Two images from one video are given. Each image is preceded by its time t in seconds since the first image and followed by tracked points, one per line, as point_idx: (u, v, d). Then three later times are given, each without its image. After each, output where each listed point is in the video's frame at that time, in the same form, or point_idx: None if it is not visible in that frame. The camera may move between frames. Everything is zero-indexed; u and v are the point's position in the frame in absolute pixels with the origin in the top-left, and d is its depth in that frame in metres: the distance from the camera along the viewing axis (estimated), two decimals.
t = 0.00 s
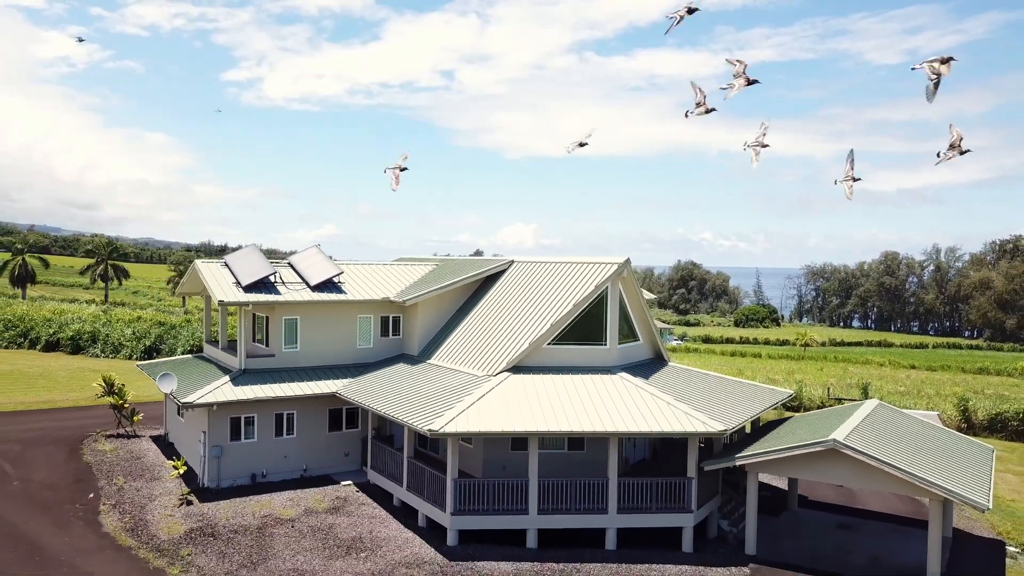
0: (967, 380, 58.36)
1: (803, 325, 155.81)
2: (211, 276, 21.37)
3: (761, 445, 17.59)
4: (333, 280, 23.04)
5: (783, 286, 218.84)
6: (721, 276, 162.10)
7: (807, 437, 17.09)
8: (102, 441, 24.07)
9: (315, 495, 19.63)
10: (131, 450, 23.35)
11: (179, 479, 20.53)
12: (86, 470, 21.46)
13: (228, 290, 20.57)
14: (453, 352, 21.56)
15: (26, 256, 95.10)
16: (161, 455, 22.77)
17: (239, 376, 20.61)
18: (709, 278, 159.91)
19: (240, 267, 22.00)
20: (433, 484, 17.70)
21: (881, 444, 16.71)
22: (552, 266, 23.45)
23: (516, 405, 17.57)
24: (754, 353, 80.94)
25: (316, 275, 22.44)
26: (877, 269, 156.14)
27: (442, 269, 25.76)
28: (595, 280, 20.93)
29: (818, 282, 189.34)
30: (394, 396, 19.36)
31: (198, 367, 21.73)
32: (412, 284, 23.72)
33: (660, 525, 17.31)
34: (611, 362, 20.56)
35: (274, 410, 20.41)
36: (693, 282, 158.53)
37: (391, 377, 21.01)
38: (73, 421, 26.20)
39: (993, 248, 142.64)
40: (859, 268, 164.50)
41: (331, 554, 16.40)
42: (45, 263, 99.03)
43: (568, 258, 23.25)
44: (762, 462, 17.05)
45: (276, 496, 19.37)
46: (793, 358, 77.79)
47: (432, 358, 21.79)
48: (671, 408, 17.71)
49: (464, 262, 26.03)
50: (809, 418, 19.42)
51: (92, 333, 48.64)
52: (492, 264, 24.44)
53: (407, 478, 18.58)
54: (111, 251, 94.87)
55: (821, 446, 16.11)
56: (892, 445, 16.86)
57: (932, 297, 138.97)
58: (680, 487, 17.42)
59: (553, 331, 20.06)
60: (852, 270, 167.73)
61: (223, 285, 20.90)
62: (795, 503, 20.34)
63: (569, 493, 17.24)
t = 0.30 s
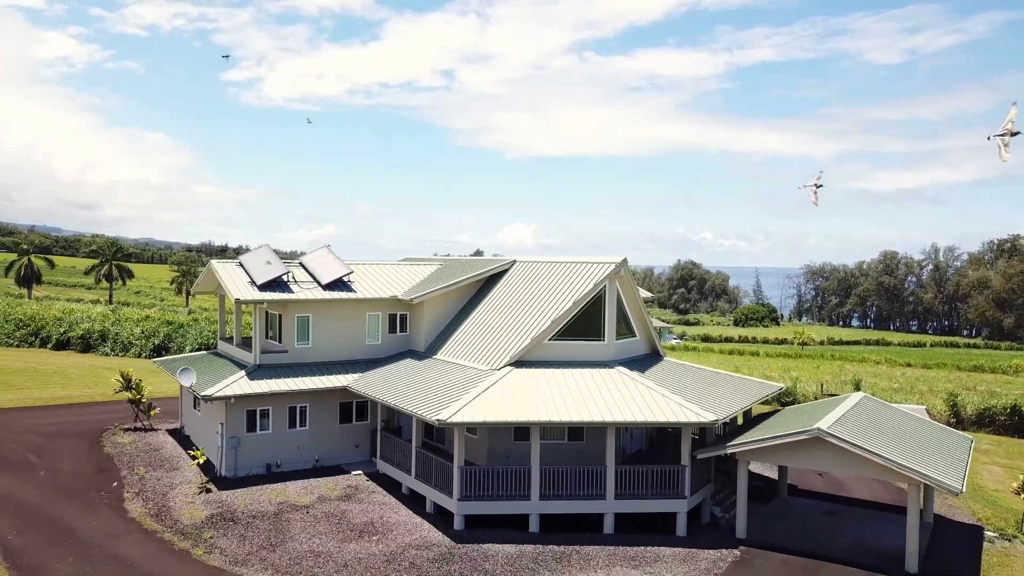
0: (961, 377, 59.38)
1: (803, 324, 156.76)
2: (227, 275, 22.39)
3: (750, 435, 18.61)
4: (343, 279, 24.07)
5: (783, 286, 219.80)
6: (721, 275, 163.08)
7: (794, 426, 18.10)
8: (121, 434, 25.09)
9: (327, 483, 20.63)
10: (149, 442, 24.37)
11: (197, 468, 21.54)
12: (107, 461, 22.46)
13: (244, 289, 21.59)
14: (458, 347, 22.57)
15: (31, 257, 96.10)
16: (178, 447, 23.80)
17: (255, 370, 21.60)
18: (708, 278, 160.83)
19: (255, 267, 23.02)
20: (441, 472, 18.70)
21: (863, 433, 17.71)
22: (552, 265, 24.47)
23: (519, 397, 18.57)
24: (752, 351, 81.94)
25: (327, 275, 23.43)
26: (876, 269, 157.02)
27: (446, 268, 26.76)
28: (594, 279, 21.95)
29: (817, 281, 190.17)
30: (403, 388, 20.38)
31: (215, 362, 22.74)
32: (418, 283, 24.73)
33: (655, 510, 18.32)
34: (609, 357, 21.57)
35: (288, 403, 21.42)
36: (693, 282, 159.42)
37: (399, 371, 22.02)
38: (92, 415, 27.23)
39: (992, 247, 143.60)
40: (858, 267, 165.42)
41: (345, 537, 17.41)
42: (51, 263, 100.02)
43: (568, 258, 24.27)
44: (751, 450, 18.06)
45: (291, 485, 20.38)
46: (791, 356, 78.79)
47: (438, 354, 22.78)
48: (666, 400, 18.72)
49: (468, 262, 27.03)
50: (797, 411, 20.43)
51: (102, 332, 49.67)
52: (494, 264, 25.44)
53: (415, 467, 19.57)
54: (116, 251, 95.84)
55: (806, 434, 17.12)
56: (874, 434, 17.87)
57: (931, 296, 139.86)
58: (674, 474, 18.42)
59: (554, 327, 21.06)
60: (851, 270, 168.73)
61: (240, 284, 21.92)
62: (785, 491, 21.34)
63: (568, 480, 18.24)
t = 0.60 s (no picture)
0: (955, 374, 60.52)
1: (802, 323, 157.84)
2: (242, 274, 23.43)
3: (740, 425, 19.65)
4: (352, 278, 25.11)
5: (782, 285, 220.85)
6: (720, 274, 164.12)
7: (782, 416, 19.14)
8: (139, 426, 26.15)
9: (338, 472, 21.66)
10: (166, 434, 25.43)
11: (215, 458, 22.60)
12: (128, 451, 23.51)
13: (259, 287, 22.62)
14: (463, 343, 23.60)
15: (37, 257, 97.11)
16: (195, 439, 24.85)
17: (269, 365, 22.64)
18: (708, 277, 161.80)
19: (268, 267, 24.05)
20: (447, 460, 19.73)
21: (847, 422, 18.76)
22: (552, 264, 25.51)
23: (522, 389, 19.60)
24: (751, 349, 83.01)
25: (337, 274, 24.46)
26: (875, 268, 158.05)
27: (450, 267, 27.76)
28: (592, 277, 22.98)
29: (816, 280, 191.19)
30: (411, 382, 21.42)
31: (230, 358, 23.77)
32: (424, 282, 25.77)
33: (650, 496, 19.35)
34: (607, 352, 22.61)
35: (301, 396, 22.46)
36: (693, 281, 160.38)
37: (406, 365, 23.05)
38: (110, 409, 28.28)
39: (990, 246, 144.69)
40: (857, 266, 166.46)
41: (358, 521, 18.47)
42: (56, 263, 101.06)
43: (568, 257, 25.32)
44: (741, 439, 19.11)
45: (304, 473, 21.41)
46: (789, 354, 79.88)
47: (444, 349, 23.80)
48: (661, 392, 19.75)
49: (472, 261, 28.07)
50: (786, 402, 21.48)
51: (112, 330, 50.74)
52: (497, 263, 26.47)
53: (423, 456, 20.60)
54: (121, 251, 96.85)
55: (793, 423, 18.15)
56: (857, 423, 18.91)
57: (929, 295, 140.90)
58: (668, 462, 19.46)
59: (554, 323, 22.09)
60: (850, 269, 169.78)
61: (254, 283, 22.95)
62: (775, 479, 22.36)
63: (568, 468, 19.28)
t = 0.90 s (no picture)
0: (950, 371, 61.55)
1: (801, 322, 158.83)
2: (256, 273, 24.48)
3: (731, 416, 20.76)
4: (361, 277, 26.17)
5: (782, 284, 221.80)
6: (720, 274, 165.09)
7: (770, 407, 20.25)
8: (156, 420, 27.23)
9: (349, 462, 22.72)
10: (182, 428, 26.51)
11: (230, 449, 23.68)
12: (147, 443, 24.60)
13: (273, 286, 23.68)
14: (467, 338, 24.69)
15: (43, 257, 98.12)
16: (210, 431, 25.94)
17: (283, 360, 23.70)
18: (708, 276, 162.75)
19: (281, 266, 25.11)
20: (453, 450, 20.79)
21: (831, 413, 19.87)
22: (552, 264, 26.58)
23: (524, 382, 20.66)
24: (749, 348, 84.04)
25: (347, 273, 25.53)
26: (874, 267, 159.00)
27: (454, 267, 28.82)
28: (591, 276, 24.05)
29: (816, 279, 192.16)
30: (418, 375, 22.50)
31: (244, 353, 24.83)
32: (430, 281, 26.84)
33: (646, 483, 20.42)
34: (605, 347, 23.68)
35: (313, 390, 23.52)
36: (693, 281, 161.24)
37: (414, 360, 24.14)
38: (126, 404, 29.35)
39: (988, 245, 145.67)
40: (855, 265, 167.46)
41: (369, 506, 19.56)
42: (62, 264, 102.05)
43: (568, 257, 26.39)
44: (732, 429, 20.22)
45: (316, 463, 22.47)
46: (787, 353, 80.88)
47: (449, 345, 24.87)
48: (656, 384, 20.81)
49: (474, 261, 29.15)
50: (775, 395, 22.58)
51: (121, 329, 51.79)
52: (499, 263, 27.54)
53: (430, 447, 21.66)
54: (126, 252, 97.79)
55: (780, 413, 19.27)
56: (841, 414, 20.02)
57: (928, 294, 141.86)
58: (663, 451, 20.52)
59: (555, 320, 23.16)
60: (849, 268, 170.71)
61: (268, 282, 24.02)
62: (766, 469, 23.42)
63: (569, 456, 20.35)
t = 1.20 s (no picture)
0: (945, 368, 62.68)
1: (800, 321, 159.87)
2: (270, 273, 25.58)
3: (723, 408, 21.88)
4: (369, 277, 27.28)
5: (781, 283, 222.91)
6: (720, 274, 166.12)
7: (760, 400, 21.39)
8: (172, 414, 28.32)
9: (359, 452, 23.82)
10: (197, 421, 27.61)
11: (245, 441, 24.77)
12: (165, 436, 25.70)
13: (286, 285, 24.78)
14: (471, 335, 25.79)
15: (48, 257, 99.12)
16: (224, 425, 27.05)
17: (295, 355, 24.77)
18: (708, 276, 163.82)
19: (293, 266, 26.22)
20: (459, 440, 21.89)
21: (817, 405, 21.01)
22: (552, 263, 27.70)
23: (526, 376, 21.75)
24: (748, 347, 85.09)
25: (356, 273, 26.65)
26: (873, 267, 160.06)
27: (458, 266, 29.93)
28: (590, 275, 25.17)
29: (815, 279, 193.26)
30: (426, 369, 23.62)
31: (258, 350, 25.92)
32: (435, 280, 27.95)
33: (642, 472, 21.51)
34: (603, 343, 24.78)
35: (324, 384, 24.61)
36: (693, 280, 162.25)
37: (420, 356, 25.25)
38: (142, 399, 30.45)
39: (986, 245, 146.79)
40: (854, 265, 168.61)
41: (380, 493, 20.67)
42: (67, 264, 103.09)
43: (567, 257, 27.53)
44: (724, 420, 21.36)
45: (328, 454, 23.57)
46: (785, 351, 81.97)
47: (454, 342, 25.97)
48: (651, 378, 21.91)
49: (477, 261, 30.27)
50: (765, 389, 23.72)
51: (131, 328, 52.85)
52: (501, 263, 28.66)
53: (436, 438, 22.75)
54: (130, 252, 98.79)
55: (769, 405, 20.40)
56: (827, 407, 21.16)
57: (927, 294, 142.93)
58: (658, 442, 21.61)
59: (555, 317, 24.25)
60: (848, 268, 171.80)
61: (281, 281, 25.12)
62: (756, 459, 24.52)
63: (568, 446, 21.44)
